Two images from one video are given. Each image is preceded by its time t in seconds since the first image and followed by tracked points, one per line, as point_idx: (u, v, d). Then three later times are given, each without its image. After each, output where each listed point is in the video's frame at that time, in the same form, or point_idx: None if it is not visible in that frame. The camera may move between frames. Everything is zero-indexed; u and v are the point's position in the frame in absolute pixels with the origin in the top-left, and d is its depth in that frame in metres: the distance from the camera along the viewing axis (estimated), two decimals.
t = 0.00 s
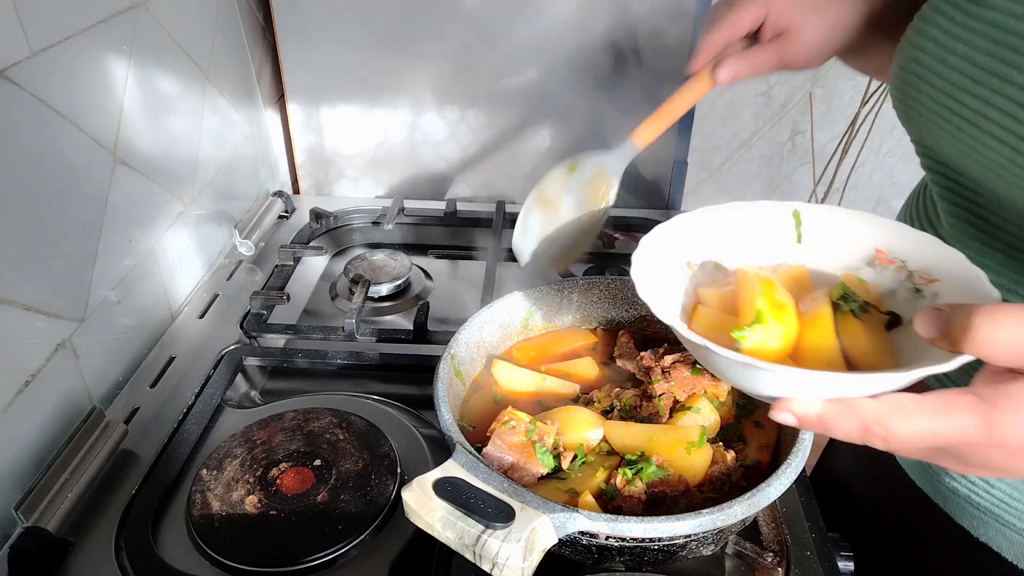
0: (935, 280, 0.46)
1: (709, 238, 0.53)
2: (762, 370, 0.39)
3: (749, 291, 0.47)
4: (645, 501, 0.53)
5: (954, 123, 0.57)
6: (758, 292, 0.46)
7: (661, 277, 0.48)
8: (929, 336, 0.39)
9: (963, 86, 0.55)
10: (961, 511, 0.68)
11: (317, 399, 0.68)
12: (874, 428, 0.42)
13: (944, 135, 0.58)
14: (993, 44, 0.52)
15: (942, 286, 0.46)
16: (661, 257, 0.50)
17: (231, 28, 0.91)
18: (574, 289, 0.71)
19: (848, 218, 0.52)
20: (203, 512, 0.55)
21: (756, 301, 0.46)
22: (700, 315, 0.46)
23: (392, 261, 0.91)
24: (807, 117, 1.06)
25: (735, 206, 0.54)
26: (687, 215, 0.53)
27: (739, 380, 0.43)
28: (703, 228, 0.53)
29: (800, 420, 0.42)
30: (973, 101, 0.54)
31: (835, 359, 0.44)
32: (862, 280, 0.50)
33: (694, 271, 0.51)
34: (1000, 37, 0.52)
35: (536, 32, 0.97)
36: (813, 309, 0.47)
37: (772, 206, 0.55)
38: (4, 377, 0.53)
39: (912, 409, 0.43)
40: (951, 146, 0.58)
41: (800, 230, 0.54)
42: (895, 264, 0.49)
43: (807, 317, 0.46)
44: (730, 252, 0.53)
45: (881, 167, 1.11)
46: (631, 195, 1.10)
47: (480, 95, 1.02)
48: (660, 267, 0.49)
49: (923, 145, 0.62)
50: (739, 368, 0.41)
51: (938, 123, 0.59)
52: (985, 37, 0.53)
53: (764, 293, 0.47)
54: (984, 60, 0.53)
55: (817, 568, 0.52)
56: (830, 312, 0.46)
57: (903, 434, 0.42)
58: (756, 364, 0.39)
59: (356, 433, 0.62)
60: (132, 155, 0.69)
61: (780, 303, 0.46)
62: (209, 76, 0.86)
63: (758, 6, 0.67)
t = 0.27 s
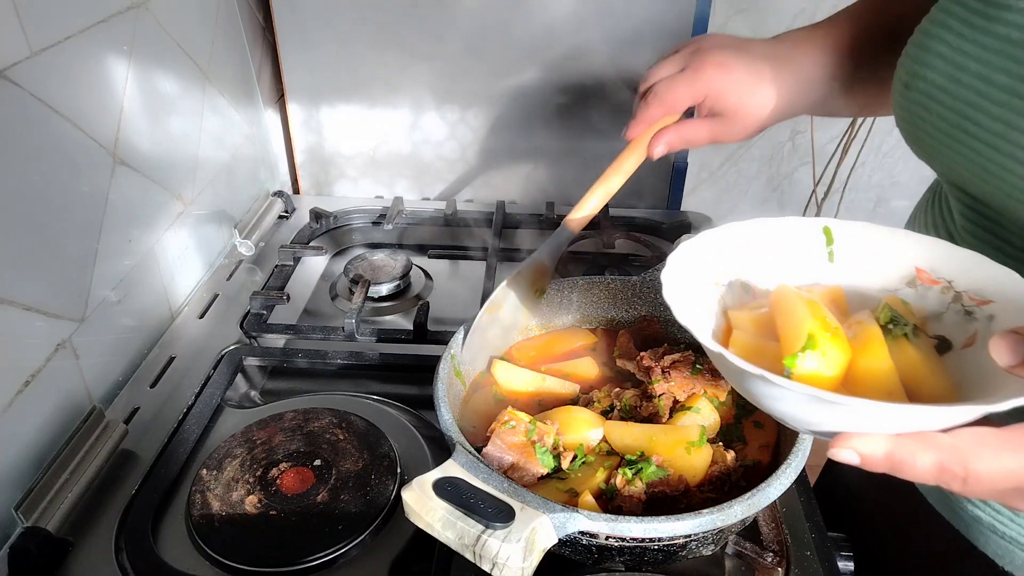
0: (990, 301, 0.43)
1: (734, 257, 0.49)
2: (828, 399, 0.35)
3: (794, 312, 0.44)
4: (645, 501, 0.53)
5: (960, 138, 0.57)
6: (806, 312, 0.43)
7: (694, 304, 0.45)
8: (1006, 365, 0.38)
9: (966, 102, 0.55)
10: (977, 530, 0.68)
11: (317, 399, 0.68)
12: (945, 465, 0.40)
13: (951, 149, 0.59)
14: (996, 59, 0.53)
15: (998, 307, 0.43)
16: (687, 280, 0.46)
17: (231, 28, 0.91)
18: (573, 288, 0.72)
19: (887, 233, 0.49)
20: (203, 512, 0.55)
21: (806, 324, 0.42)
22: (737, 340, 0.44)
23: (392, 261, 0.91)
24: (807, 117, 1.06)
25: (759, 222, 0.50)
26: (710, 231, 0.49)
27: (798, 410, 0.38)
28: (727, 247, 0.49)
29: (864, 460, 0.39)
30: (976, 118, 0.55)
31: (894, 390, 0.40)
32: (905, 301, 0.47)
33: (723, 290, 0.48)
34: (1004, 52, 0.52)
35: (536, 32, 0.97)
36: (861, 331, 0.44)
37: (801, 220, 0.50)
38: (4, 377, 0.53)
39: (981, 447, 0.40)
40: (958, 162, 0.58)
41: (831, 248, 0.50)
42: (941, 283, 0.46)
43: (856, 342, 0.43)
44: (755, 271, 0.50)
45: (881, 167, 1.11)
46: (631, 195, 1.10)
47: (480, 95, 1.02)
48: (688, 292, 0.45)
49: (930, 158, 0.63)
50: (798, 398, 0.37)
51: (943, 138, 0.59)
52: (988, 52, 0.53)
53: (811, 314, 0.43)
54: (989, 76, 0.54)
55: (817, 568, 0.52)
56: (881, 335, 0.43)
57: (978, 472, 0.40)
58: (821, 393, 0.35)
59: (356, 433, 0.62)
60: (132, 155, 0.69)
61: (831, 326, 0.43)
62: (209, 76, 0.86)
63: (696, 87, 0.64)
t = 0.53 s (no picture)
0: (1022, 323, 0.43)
1: (752, 276, 0.49)
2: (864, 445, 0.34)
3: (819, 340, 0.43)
4: (645, 501, 0.53)
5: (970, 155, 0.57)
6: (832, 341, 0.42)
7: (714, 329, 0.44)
8: None
9: (978, 119, 0.55)
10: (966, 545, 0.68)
11: (317, 399, 0.68)
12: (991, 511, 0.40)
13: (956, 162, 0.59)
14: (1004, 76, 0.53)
15: None
16: (707, 304, 0.46)
17: (231, 28, 0.91)
18: (573, 288, 0.72)
19: (909, 250, 0.49)
20: (203, 512, 0.55)
21: (833, 355, 0.41)
22: (758, 370, 0.44)
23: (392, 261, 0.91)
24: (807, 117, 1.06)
25: (775, 240, 0.50)
26: (726, 249, 0.49)
27: (831, 453, 0.37)
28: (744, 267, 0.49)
29: (902, 504, 0.39)
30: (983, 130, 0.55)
31: (929, 425, 0.40)
32: (931, 322, 0.47)
33: (739, 312, 0.48)
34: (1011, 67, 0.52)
35: (536, 31, 0.97)
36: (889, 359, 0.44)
37: (818, 236, 0.50)
38: (4, 376, 0.53)
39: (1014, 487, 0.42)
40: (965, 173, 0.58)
41: (850, 265, 0.50)
42: (967, 304, 0.46)
43: (885, 372, 0.43)
44: (772, 291, 0.50)
45: (881, 167, 1.11)
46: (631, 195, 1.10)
47: (480, 95, 1.02)
48: (707, 316, 0.45)
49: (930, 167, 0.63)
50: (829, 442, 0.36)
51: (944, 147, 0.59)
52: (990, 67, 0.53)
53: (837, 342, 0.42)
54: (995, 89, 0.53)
55: (817, 568, 0.52)
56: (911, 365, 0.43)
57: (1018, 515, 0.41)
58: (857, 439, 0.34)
59: (356, 433, 0.62)
60: (132, 156, 0.69)
61: (858, 355, 0.42)
62: (209, 76, 0.86)
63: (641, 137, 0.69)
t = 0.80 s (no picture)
0: None
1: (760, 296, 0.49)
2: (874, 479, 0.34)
3: (828, 365, 0.43)
4: (645, 501, 0.53)
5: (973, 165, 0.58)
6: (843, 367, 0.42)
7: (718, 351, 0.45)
8: None
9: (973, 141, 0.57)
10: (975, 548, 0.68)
11: (318, 399, 0.68)
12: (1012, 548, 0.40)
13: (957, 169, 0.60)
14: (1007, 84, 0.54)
15: None
16: (714, 326, 0.46)
17: (231, 28, 0.91)
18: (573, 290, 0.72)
19: (922, 269, 0.48)
20: (203, 512, 0.55)
21: (845, 382, 0.41)
22: (766, 396, 0.44)
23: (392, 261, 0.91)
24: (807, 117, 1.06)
25: (784, 259, 0.50)
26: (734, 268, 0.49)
27: (841, 486, 0.37)
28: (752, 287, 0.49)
29: (915, 538, 0.40)
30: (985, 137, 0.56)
31: (943, 455, 0.40)
32: (943, 344, 0.47)
33: (744, 333, 0.48)
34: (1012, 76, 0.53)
35: (536, 31, 0.97)
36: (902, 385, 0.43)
37: (828, 255, 0.50)
38: (4, 376, 0.53)
39: None
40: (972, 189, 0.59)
41: (860, 284, 0.50)
42: (982, 326, 0.46)
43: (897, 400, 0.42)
44: (779, 310, 0.50)
45: (881, 167, 1.11)
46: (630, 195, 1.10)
47: (480, 95, 1.02)
48: (712, 336, 0.45)
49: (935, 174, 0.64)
50: (838, 475, 0.36)
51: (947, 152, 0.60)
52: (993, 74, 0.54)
53: (848, 367, 0.42)
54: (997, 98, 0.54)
55: (817, 568, 0.52)
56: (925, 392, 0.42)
57: None
58: (868, 473, 0.34)
59: (356, 433, 0.62)
60: (132, 155, 0.69)
61: (869, 381, 0.41)
62: (209, 77, 0.86)
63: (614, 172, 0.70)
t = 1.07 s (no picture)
0: None
1: (756, 296, 0.50)
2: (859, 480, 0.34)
3: (817, 366, 0.43)
4: (646, 501, 0.53)
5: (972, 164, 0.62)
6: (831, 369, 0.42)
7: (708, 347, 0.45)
8: None
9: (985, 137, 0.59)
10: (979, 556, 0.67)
11: (317, 399, 0.68)
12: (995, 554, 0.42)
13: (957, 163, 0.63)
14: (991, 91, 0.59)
15: None
16: (706, 323, 0.46)
17: (231, 28, 0.91)
18: (574, 288, 0.72)
19: (920, 273, 0.48)
20: (203, 512, 0.55)
21: (834, 382, 0.41)
22: (753, 397, 0.44)
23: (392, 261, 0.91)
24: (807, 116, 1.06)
25: (781, 260, 0.51)
26: (726, 266, 0.49)
27: (828, 488, 0.37)
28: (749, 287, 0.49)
29: (898, 542, 0.42)
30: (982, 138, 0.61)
31: (930, 460, 0.40)
32: (938, 349, 0.47)
33: (737, 333, 0.49)
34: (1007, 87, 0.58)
35: (536, 32, 0.97)
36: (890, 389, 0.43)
37: (824, 258, 0.51)
38: (4, 377, 0.53)
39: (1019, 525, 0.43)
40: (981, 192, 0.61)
41: (855, 287, 0.50)
42: (978, 331, 0.45)
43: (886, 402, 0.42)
44: (775, 312, 0.51)
45: (882, 167, 1.10)
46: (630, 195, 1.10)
47: (480, 95, 1.02)
48: (703, 332, 0.46)
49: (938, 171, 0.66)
50: (823, 476, 0.36)
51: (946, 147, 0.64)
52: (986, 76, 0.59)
53: (837, 369, 0.42)
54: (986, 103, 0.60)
55: (817, 568, 0.52)
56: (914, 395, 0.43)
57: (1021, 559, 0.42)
58: (853, 474, 0.34)
59: (356, 433, 0.62)
60: (132, 155, 0.69)
61: (857, 382, 0.42)
62: (209, 77, 0.86)
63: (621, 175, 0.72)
